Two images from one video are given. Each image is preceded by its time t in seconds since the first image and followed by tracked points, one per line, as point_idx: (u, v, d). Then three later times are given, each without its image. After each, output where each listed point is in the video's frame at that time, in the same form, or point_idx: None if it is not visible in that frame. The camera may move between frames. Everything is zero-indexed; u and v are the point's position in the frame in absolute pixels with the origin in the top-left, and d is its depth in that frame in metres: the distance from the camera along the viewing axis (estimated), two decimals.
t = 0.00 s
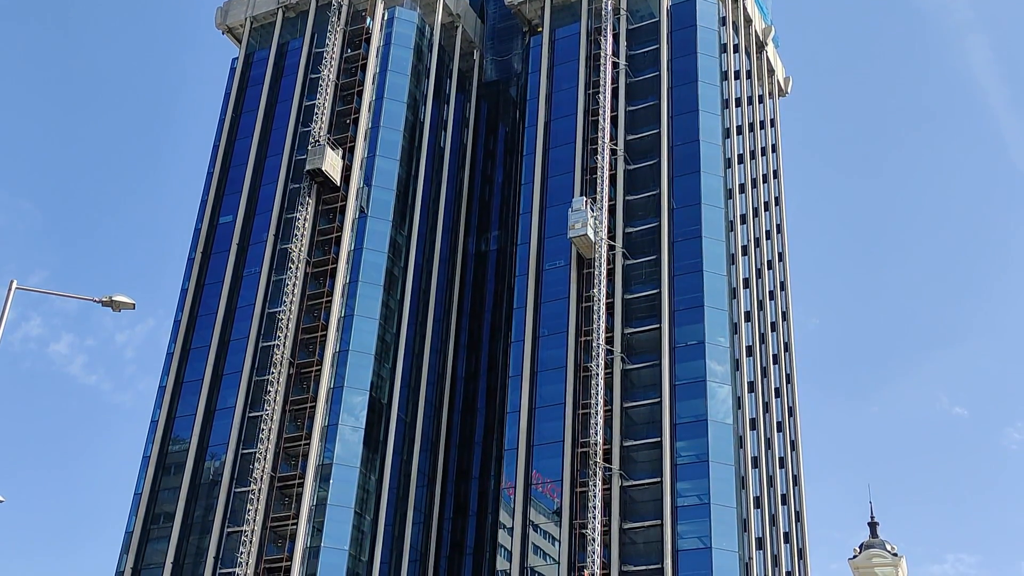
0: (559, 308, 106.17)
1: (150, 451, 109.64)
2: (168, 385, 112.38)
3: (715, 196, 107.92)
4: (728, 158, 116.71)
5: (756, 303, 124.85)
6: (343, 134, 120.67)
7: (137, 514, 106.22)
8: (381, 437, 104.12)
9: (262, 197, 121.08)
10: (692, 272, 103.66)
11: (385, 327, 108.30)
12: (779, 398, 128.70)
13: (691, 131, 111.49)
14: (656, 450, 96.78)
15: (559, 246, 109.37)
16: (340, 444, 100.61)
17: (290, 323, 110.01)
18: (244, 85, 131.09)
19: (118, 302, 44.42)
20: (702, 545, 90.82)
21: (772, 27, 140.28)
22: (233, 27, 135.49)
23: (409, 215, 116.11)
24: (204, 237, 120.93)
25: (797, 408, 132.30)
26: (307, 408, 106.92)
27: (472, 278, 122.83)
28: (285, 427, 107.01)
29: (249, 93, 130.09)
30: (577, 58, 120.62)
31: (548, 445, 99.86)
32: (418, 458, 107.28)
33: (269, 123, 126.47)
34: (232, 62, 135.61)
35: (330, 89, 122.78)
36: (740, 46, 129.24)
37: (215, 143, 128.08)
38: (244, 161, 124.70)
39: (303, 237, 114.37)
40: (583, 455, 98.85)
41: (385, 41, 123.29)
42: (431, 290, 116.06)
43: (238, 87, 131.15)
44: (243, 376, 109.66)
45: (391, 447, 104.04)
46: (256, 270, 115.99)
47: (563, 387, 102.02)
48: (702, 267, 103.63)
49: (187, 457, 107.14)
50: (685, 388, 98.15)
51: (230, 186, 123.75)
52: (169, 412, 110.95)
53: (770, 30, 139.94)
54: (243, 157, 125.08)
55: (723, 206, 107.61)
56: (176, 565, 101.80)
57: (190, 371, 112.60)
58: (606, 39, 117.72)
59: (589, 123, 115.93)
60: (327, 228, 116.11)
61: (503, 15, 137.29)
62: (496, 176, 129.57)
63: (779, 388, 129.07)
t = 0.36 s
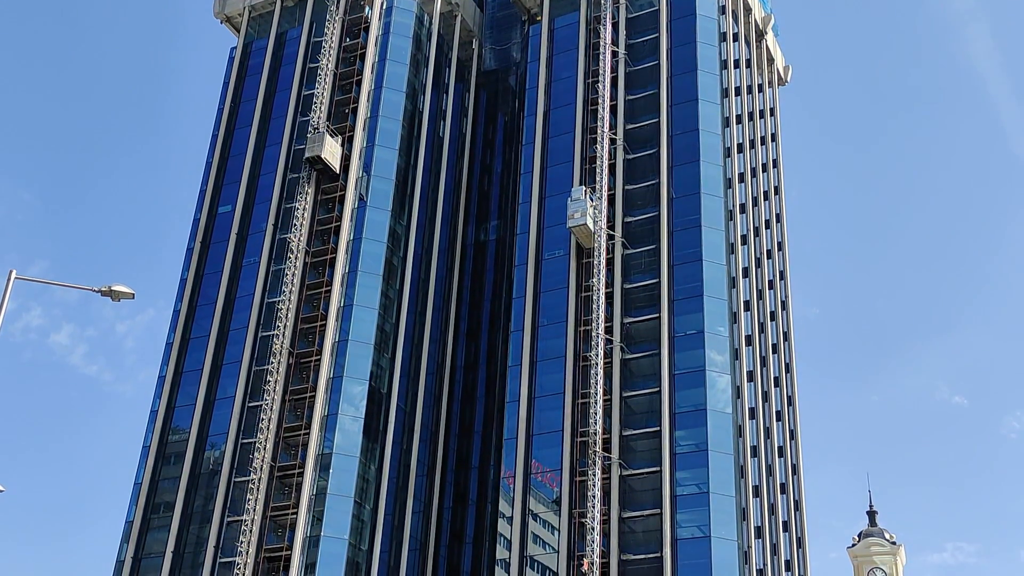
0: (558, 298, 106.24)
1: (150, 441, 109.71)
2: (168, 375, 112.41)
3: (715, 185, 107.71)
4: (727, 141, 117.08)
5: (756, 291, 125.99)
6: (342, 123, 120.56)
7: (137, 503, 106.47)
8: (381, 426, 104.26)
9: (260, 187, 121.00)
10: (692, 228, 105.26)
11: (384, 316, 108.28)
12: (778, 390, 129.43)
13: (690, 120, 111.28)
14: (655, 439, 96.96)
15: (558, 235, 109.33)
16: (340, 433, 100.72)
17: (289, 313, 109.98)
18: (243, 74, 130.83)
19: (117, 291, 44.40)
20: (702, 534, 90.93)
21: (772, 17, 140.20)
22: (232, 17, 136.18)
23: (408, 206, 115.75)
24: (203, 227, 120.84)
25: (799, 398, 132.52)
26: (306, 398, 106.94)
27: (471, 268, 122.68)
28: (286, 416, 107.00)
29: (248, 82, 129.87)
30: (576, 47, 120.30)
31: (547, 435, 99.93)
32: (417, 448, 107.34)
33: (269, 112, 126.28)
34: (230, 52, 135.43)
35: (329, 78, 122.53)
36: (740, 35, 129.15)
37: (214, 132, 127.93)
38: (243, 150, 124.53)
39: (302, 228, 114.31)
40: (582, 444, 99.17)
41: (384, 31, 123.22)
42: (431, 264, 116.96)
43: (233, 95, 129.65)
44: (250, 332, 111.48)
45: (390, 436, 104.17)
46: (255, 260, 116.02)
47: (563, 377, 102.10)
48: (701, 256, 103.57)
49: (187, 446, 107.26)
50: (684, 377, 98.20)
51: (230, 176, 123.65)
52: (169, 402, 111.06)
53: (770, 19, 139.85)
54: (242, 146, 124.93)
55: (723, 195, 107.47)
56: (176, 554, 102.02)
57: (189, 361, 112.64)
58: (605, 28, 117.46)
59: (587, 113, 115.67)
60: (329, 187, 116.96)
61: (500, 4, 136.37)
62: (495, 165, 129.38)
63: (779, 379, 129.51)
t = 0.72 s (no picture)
0: (558, 286, 106.25)
1: (150, 430, 109.74)
2: (167, 365, 112.41)
3: (713, 174, 107.52)
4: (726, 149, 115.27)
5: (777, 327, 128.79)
6: (341, 113, 120.40)
7: (137, 494, 106.62)
8: (380, 417, 104.37)
9: (266, 147, 122.60)
10: (691, 217, 105.35)
11: (383, 306, 108.33)
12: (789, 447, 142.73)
13: (689, 109, 111.13)
14: (654, 428, 97.16)
15: (556, 225, 109.22)
16: (340, 422, 100.80)
17: (287, 304, 110.11)
18: (241, 64, 130.64)
19: (116, 282, 44.32)
20: (699, 480, 92.88)
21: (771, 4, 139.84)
22: (230, 6, 137.04)
23: (407, 196, 115.82)
24: (202, 218, 120.79)
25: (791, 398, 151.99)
26: (306, 388, 107.21)
27: (469, 259, 122.60)
28: (285, 407, 107.22)
29: (246, 72, 129.64)
30: (574, 36, 119.98)
31: (547, 424, 100.03)
32: (416, 437, 107.48)
33: (267, 102, 126.00)
34: (228, 42, 135.44)
35: (326, 68, 122.36)
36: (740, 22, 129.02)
37: (212, 123, 127.82)
38: (242, 139, 124.35)
39: (300, 217, 114.39)
40: (581, 434, 99.18)
41: (382, 20, 123.14)
42: (431, 236, 118.37)
43: (236, 62, 130.85)
44: (248, 323, 111.54)
45: (389, 426, 104.38)
46: (253, 250, 116.04)
47: (561, 366, 102.04)
48: (700, 246, 103.61)
49: (186, 436, 107.34)
50: (681, 330, 100.10)
51: (228, 166, 123.48)
52: (168, 394, 111.02)
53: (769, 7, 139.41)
54: (241, 136, 124.68)
55: (721, 184, 107.28)
56: (176, 543, 102.15)
57: (190, 350, 112.63)
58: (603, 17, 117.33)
59: (587, 74, 117.43)
60: (329, 175, 117.16)
61: None
62: (494, 155, 129.04)
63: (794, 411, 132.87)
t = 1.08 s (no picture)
0: (556, 276, 107.94)
1: (149, 422, 111.47)
2: (166, 356, 114.04)
3: (712, 164, 109.07)
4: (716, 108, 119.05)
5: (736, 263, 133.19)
6: (339, 102, 121.45)
7: (136, 484, 108.61)
8: (379, 406, 105.92)
9: (263, 138, 123.82)
10: (690, 206, 106.87)
11: (383, 296, 109.70)
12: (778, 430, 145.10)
13: (688, 99, 112.56)
14: (653, 418, 98.83)
15: (556, 215, 110.74)
16: (339, 412, 102.21)
17: (286, 293, 111.76)
18: (239, 54, 131.81)
19: (115, 272, 45.28)
20: (697, 470, 94.58)
21: None
22: None
23: (406, 185, 117.23)
24: (200, 208, 122.19)
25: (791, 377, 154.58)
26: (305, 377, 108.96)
27: (469, 249, 124.39)
28: (285, 396, 108.94)
29: (244, 62, 130.80)
30: (573, 25, 121.08)
31: (545, 414, 101.73)
32: (416, 425, 109.59)
33: (266, 91, 127.22)
34: (228, 30, 136.61)
35: (325, 57, 123.44)
36: None
37: (210, 115, 128.96)
38: (240, 130, 125.67)
39: (300, 206, 115.77)
40: (581, 423, 101.19)
41: (381, 10, 124.39)
42: (431, 222, 120.19)
43: (234, 52, 132.12)
44: (247, 312, 113.01)
45: (388, 415, 105.89)
46: (253, 240, 117.58)
47: (559, 356, 103.68)
48: (699, 235, 105.17)
49: (186, 427, 109.00)
50: (680, 319, 101.80)
51: (227, 155, 124.97)
52: (167, 383, 112.94)
53: None
54: (239, 127, 125.98)
55: (721, 174, 108.92)
56: (176, 533, 104.00)
57: (188, 341, 114.10)
58: (603, 6, 118.74)
59: (586, 63, 118.46)
60: (328, 165, 118.36)
61: None
62: (493, 144, 130.37)
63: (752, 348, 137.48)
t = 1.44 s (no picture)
0: (555, 266, 107.98)
1: (148, 410, 111.53)
2: (165, 345, 114.08)
3: (711, 153, 108.78)
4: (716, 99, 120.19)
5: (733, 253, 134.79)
6: (337, 92, 121.36)
7: (136, 473, 108.43)
8: (378, 395, 105.99)
9: (261, 128, 123.64)
10: (689, 195, 106.84)
11: (381, 285, 109.78)
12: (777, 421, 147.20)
13: (687, 87, 112.35)
14: (651, 407, 99.02)
15: (555, 204, 110.63)
16: (338, 402, 102.28)
17: (286, 282, 112.06)
18: (238, 41, 131.74)
19: (113, 261, 44.52)
20: (696, 459, 94.82)
21: None
22: None
23: (404, 173, 117.36)
24: (199, 195, 122.28)
25: (791, 366, 155.35)
26: (303, 366, 109.24)
27: (467, 238, 124.43)
28: (284, 386, 109.33)
29: (242, 51, 130.47)
30: (572, 14, 120.77)
31: (544, 403, 101.63)
32: (416, 415, 109.98)
33: (264, 80, 126.94)
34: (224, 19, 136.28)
35: (324, 46, 123.20)
36: None
37: (208, 103, 128.69)
38: (238, 119, 125.41)
39: (298, 195, 115.60)
40: (580, 412, 101.05)
41: None
42: (431, 200, 120.82)
43: (232, 42, 132.18)
44: (246, 300, 113.03)
45: (387, 403, 106.20)
46: (251, 229, 117.32)
47: (558, 345, 103.75)
48: (698, 225, 105.21)
49: (186, 415, 109.15)
50: (678, 308, 101.89)
51: (224, 145, 124.67)
52: (165, 372, 112.82)
53: None
54: (237, 116, 125.76)
55: (719, 163, 108.68)
56: (176, 522, 104.14)
57: (187, 331, 114.05)
58: None
59: (585, 52, 118.23)
60: (326, 154, 118.55)
61: None
62: (491, 133, 130.00)
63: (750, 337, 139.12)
